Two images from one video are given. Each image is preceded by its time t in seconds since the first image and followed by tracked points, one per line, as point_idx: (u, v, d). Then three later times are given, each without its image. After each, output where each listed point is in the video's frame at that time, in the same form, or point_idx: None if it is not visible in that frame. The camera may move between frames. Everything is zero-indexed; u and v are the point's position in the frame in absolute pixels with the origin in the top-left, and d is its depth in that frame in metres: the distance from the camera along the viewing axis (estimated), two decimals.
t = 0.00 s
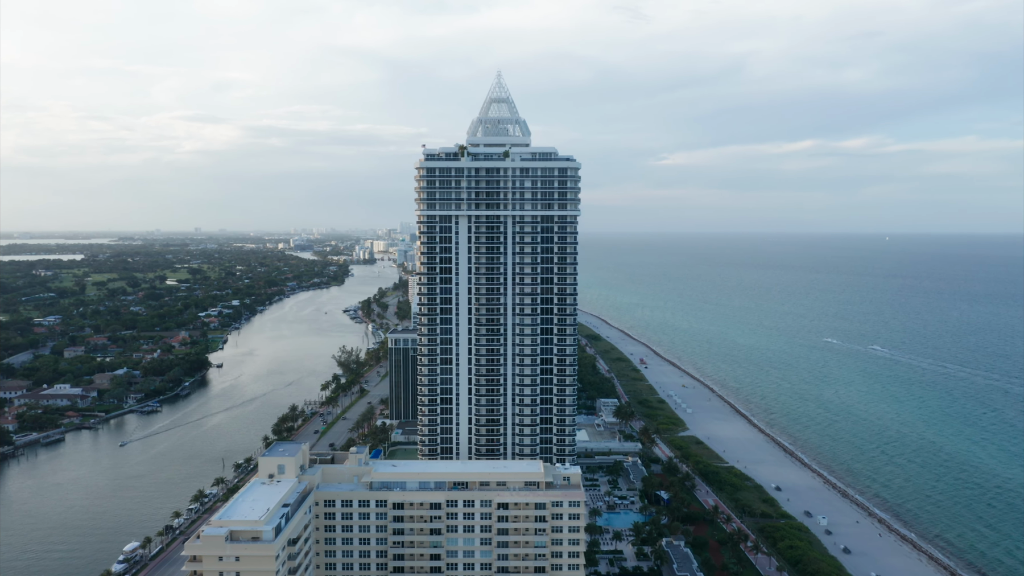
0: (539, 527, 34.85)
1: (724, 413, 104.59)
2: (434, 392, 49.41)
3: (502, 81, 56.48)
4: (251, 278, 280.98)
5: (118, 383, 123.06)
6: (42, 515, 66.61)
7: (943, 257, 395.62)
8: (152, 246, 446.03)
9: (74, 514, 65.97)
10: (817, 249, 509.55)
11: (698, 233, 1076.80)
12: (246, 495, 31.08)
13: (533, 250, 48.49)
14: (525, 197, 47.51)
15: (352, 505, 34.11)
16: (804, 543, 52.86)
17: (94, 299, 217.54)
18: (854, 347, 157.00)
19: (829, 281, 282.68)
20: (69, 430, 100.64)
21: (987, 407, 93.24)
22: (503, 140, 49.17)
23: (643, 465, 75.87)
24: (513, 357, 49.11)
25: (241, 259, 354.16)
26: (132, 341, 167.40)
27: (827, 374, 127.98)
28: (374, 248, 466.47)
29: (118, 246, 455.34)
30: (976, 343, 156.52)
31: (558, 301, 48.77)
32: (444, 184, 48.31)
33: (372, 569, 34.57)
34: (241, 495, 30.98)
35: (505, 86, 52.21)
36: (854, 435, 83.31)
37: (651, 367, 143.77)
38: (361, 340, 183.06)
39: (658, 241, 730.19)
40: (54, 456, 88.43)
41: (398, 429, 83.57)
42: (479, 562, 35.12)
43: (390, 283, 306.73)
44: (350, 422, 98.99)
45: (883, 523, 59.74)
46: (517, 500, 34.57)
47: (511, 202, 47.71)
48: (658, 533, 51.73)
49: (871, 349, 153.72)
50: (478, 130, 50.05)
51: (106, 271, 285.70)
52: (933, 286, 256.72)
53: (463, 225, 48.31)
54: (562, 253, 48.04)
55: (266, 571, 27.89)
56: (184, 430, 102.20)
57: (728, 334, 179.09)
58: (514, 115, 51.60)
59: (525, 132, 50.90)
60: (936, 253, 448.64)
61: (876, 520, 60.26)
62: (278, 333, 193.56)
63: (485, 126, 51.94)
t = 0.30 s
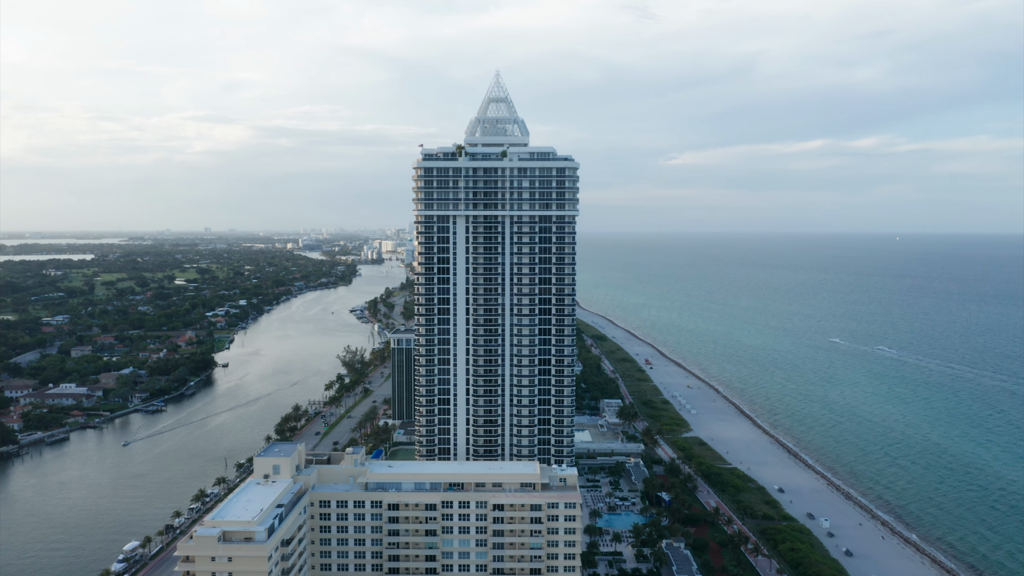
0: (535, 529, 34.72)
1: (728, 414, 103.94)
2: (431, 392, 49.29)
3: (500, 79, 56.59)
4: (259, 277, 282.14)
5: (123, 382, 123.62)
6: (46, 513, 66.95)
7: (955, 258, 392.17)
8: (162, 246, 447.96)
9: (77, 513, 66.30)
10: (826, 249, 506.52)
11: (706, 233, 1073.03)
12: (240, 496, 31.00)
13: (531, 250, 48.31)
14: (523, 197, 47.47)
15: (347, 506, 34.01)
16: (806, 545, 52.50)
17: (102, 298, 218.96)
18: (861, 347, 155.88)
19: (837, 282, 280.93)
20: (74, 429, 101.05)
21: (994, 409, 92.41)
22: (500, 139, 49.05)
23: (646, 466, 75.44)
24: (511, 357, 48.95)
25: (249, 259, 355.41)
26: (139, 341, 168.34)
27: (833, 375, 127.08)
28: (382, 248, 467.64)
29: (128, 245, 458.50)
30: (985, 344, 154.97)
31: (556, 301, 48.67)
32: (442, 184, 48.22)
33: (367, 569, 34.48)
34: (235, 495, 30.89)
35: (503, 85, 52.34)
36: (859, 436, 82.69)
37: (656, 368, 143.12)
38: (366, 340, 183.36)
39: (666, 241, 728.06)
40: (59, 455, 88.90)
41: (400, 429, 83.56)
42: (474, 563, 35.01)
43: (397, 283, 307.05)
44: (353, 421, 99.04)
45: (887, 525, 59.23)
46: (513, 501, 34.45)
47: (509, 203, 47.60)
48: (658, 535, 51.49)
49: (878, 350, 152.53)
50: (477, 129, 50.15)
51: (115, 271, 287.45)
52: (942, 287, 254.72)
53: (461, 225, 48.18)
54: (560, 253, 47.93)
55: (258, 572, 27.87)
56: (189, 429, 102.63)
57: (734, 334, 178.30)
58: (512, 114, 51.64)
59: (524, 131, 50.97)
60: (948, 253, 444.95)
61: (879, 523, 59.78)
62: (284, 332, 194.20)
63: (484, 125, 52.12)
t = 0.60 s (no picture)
0: (530, 530, 34.56)
1: (734, 415, 103.12)
2: (429, 393, 49.18)
3: (499, 78, 56.50)
4: (268, 277, 283.21)
5: (129, 381, 124.12)
6: (49, 512, 67.39)
7: (967, 258, 388.79)
8: (173, 246, 450.04)
9: (80, 512, 66.67)
10: (836, 249, 503.59)
11: (714, 233, 1069.25)
12: (234, 496, 30.98)
13: (529, 250, 48.19)
14: (521, 197, 47.32)
15: (343, 506, 33.93)
16: (808, 548, 52.00)
17: (112, 298, 220.32)
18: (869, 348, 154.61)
19: (846, 282, 279.11)
20: (79, 428, 101.49)
21: (1003, 411, 91.48)
22: (499, 139, 48.90)
23: (649, 467, 75.06)
24: (509, 358, 48.77)
25: (260, 259, 356.36)
26: (146, 340, 169.14)
27: (839, 376, 126.10)
28: (391, 248, 468.51)
29: (139, 245, 461.39)
30: (995, 345, 153.51)
31: (554, 301, 48.51)
32: (441, 184, 48.20)
33: (363, 570, 34.40)
34: (229, 496, 30.88)
35: (502, 85, 52.17)
36: (864, 437, 82.04)
37: (661, 368, 142.47)
38: (372, 340, 183.60)
39: (674, 241, 725.96)
40: (64, 453, 89.40)
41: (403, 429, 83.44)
42: (470, 565, 34.88)
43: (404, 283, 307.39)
44: (356, 421, 99.13)
45: (891, 528, 58.70)
46: (509, 502, 34.27)
47: (507, 203, 47.47)
48: (658, 537, 51.20)
49: (886, 350, 151.26)
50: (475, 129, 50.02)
51: (125, 271, 289.24)
52: (952, 287, 252.63)
53: (459, 225, 48.10)
54: (558, 253, 47.78)
55: (251, 572, 27.82)
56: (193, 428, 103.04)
57: (741, 335, 177.37)
58: (510, 114, 51.38)
59: (523, 131, 50.80)
60: (960, 253, 441.44)
61: (883, 525, 59.26)
62: (291, 332, 194.73)
63: (483, 125, 51.99)
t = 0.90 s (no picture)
0: (527, 532, 34.44)
1: (739, 416, 102.44)
2: (427, 393, 49.06)
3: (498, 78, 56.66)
4: (276, 277, 284.27)
5: (135, 380, 124.62)
6: (53, 511, 67.75)
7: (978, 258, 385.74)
8: (183, 246, 451.99)
9: (84, 510, 67.11)
10: (845, 250, 501.11)
11: (722, 233, 1065.67)
12: (229, 497, 30.94)
13: (528, 249, 48.05)
14: (519, 197, 47.16)
15: (339, 507, 33.88)
16: (810, 550, 51.56)
17: (121, 297, 221.50)
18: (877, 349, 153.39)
19: (856, 282, 277.39)
20: (85, 427, 101.94)
21: (1011, 412, 90.61)
22: (497, 139, 48.69)
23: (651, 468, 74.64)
24: (508, 358, 48.60)
25: (269, 259, 357.76)
26: (153, 340, 169.93)
27: (845, 377, 125.22)
28: (400, 248, 469.73)
29: (150, 245, 464.44)
30: (1005, 346, 152.04)
31: (553, 301, 48.37)
32: (439, 184, 48.17)
33: (359, 571, 34.31)
34: (224, 496, 30.84)
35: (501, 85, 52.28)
36: (869, 439, 81.37)
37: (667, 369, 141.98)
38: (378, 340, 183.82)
39: (682, 241, 723.37)
40: (70, 452, 90.01)
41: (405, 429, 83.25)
42: (466, 566, 34.78)
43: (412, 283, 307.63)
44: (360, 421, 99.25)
45: (894, 530, 58.18)
46: (505, 504, 34.17)
47: (505, 202, 47.34)
48: (659, 539, 50.98)
49: (895, 351, 150.12)
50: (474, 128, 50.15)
51: (135, 270, 290.86)
52: (962, 288, 250.67)
53: (457, 225, 48.03)
54: (556, 253, 47.59)
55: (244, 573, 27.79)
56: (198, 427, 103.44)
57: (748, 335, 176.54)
58: (510, 114, 51.38)
59: (521, 131, 50.78)
60: (971, 253, 437.49)
61: (886, 528, 58.71)
62: (298, 332, 195.17)
63: (482, 125, 52.13)
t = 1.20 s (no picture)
0: (523, 534, 34.27)
1: (744, 418, 101.82)
2: (425, 394, 49.05)
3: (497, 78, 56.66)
4: (284, 277, 285.30)
5: (141, 380, 125.14)
6: (57, 510, 68.04)
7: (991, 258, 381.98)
8: (202, 247, 452.52)
9: (87, 509, 67.50)
10: (855, 250, 497.98)
11: (731, 233, 1061.35)
12: (223, 497, 30.88)
13: (526, 250, 47.90)
14: (517, 197, 46.97)
15: (334, 507, 33.83)
16: (812, 553, 51.11)
17: (130, 297, 222.82)
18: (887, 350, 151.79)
19: (866, 283, 275.42)
20: (90, 426, 102.32)
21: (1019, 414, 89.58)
22: (495, 139, 48.43)
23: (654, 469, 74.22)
24: (506, 359, 48.46)
25: (277, 259, 359.18)
26: (161, 339, 170.65)
27: (852, 378, 124.19)
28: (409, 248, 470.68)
29: (161, 245, 467.18)
30: (1016, 347, 150.30)
31: (551, 302, 48.22)
32: (437, 184, 48.10)
33: (354, 572, 34.25)
34: (219, 497, 30.80)
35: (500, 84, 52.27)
36: (874, 440, 80.67)
37: (673, 369, 141.54)
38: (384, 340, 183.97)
39: (691, 241, 720.56)
40: (75, 450, 90.53)
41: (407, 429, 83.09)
42: (462, 568, 34.69)
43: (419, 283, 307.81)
44: (363, 421, 99.36)
45: (898, 533, 57.57)
46: (501, 505, 33.99)
47: (503, 203, 47.19)
48: (660, 540, 50.69)
49: (903, 352, 148.78)
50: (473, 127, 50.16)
51: (145, 270, 292.45)
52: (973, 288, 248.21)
53: (455, 225, 47.93)
54: (555, 253, 47.38)
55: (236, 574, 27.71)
56: (202, 427, 103.84)
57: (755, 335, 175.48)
58: (509, 113, 51.33)
59: (520, 131, 50.74)
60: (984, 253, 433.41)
61: (891, 531, 58.10)
62: (304, 332, 195.65)
63: (481, 125, 52.14)
